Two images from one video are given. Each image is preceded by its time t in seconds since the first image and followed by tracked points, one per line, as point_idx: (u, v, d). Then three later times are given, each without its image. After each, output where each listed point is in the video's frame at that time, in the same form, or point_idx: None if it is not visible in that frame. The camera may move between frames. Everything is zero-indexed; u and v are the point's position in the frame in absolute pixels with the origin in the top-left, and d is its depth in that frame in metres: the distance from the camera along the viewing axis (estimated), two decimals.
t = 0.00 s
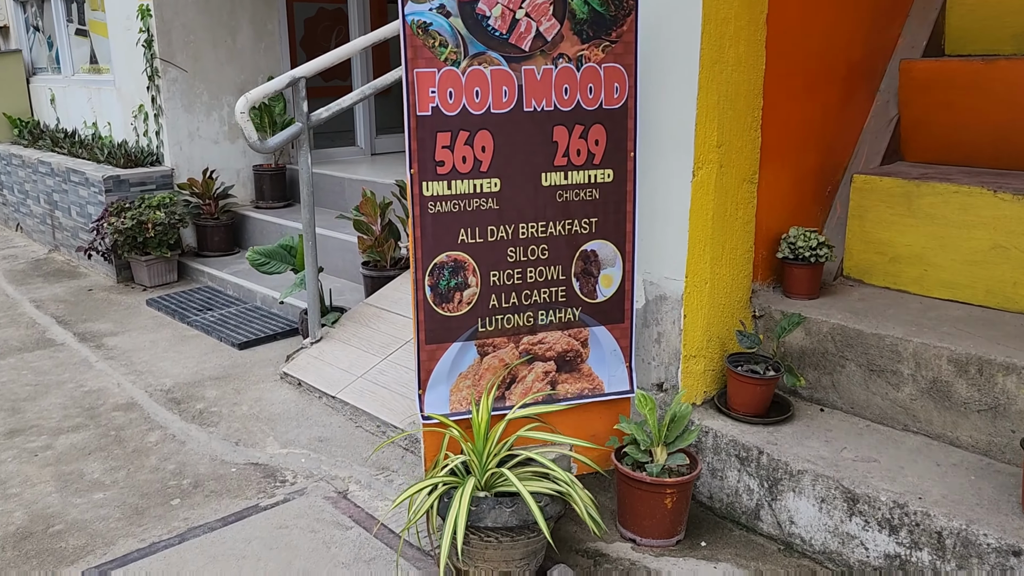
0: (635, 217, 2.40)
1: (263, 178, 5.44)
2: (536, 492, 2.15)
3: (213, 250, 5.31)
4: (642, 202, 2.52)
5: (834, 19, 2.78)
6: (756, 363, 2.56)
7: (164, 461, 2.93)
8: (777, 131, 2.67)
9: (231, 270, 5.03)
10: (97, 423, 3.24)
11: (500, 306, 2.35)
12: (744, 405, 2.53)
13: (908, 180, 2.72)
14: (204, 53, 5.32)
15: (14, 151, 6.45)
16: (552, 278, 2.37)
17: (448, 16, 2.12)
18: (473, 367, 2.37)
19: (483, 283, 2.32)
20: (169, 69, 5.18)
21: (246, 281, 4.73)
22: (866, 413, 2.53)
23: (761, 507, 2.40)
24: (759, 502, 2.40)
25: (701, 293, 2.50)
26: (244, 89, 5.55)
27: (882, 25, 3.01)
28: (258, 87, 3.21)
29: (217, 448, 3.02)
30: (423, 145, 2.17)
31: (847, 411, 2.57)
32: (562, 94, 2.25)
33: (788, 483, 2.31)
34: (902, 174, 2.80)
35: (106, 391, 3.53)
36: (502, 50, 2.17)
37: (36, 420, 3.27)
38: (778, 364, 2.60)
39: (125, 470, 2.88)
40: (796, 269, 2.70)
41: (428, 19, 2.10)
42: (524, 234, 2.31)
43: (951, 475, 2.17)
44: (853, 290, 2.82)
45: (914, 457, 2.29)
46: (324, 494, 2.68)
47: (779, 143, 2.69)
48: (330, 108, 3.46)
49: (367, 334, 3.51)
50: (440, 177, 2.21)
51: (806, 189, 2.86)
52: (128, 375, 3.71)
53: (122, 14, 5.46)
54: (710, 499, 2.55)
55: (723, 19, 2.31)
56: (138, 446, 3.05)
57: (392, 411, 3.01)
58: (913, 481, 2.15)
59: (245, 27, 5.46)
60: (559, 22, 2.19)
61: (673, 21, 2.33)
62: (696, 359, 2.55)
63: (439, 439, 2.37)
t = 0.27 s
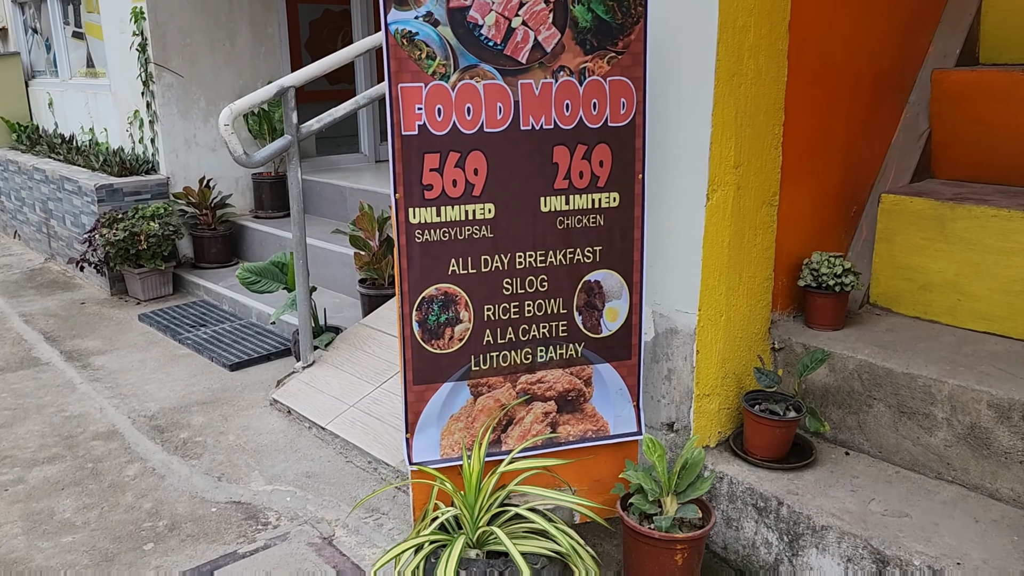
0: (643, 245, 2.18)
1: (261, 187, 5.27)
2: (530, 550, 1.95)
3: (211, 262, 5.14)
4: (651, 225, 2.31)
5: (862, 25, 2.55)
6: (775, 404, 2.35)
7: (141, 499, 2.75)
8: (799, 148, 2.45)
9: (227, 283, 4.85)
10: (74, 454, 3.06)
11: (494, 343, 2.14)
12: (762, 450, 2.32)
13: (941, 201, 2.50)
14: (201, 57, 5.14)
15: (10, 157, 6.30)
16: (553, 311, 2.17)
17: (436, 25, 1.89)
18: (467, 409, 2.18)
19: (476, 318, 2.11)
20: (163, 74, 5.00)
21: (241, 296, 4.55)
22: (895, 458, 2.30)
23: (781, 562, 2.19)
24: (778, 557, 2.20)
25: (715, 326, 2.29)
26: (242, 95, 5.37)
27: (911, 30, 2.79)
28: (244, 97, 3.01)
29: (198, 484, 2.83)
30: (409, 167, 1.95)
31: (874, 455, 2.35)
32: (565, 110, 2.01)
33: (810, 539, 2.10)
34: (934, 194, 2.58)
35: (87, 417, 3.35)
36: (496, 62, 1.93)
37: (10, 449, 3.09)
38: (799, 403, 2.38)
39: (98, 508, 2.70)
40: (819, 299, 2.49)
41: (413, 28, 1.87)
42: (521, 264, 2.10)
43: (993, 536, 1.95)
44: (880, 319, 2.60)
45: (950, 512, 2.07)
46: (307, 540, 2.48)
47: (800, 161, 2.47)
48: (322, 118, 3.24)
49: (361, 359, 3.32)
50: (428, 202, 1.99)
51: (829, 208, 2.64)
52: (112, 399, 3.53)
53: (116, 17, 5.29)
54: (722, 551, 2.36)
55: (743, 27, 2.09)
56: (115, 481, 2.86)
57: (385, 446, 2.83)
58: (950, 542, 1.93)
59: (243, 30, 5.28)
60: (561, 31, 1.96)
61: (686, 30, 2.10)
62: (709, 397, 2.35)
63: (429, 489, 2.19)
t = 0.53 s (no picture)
0: (641, 296, 2.06)
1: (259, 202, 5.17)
2: None
3: (206, 279, 5.03)
4: (650, 272, 2.20)
5: (875, 56, 2.43)
6: (783, 458, 2.22)
7: (121, 547, 2.65)
8: (809, 187, 2.33)
9: (222, 301, 4.75)
10: (55, 494, 2.97)
11: (483, 400, 2.03)
12: (767, 508, 2.19)
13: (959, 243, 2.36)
14: (198, 70, 5.04)
15: (8, 169, 6.22)
16: (546, 367, 2.06)
17: (419, 71, 1.79)
18: (456, 468, 2.06)
19: (464, 375, 2.01)
20: (159, 88, 4.91)
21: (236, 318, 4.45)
22: (909, 518, 2.16)
23: None
24: None
25: (718, 379, 2.17)
26: (241, 108, 5.26)
27: (927, 60, 2.67)
28: (229, 127, 2.93)
29: (181, 530, 2.73)
30: (392, 219, 1.85)
31: (887, 513, 2.21)
32: (557, 157, 1.92)
33: None
34: (952, 234, 2.44)
35: (71, 452, 3.27)
36: (483, 108, 1.84)
37: None
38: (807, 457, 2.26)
39: (77, 558, 2.59)
40: (829, 344, 2.36)
41: (394, 74, 1.78)
42: (511, 318, 2.00)
43: None
44: (893, 365, 2.47)
45: None
46: None
47: (810, 201, 2.35)
48: (312, 146, 3.14)
49: (354, 393, 3.21)
50: (412, 256, 1.89)
51: (841, 246, 2.52)
52: (98, 432, 3.44)
53: (112, 29, 5.19)
54: None
55: (748, 66, 1.97)
56: (95, 525, 2.76)
57: (375, 490, 2.72)
58: None
59: (241, 42, 5.17)
60: (552, 75, 1.86)
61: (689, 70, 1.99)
62: (712, 451, 2.23)
63: (416, 557, 2.10)
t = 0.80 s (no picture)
0: (647, 340, 2.01)
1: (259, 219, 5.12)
2: None
3: (206, 297, 4.98)
4: (656, 314, 2.15)
5: (885, 90, 2.39)
6: (792, 505, 2.16)
7: None
8: (818, 225, 2.28)
9: (221, 321, 4.70)
10: (50, 527, 2.92)
11: (484, 447, 1.98)
12: (775, 556, 2.12)
13: (972, 282, 2.30)
14: (198, 87, 5.00)
15: (8, 183, 6.18)
16: (548, 413, 2.00)
17: (421, 116, 1.76)
18: (456, 517, 2.01)
19: (465, 423, 1.95)
20: (159, 105, 4.87)
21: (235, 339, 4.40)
22: (921, 568, 2.10)
23: None
24: None
25: (726, 424, 2.12)
26: (240, 124, 5.22)
27: (937, 91, 2.63)
28: (228, 156, 2.89)
29: (176, 567, 2.67)
30: (392, 266, 1.81)
31: (898, 562, 2.15)
32: (561, 201, 1.87)
33: None
34: (964, 271, 2.39)
35: (67, 482, 3.22)
36: (485, 152, 1.80)
37: None
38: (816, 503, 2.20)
39: None
40: (838, 386, 2.30)
41: (395, 120, 1.75)
42: (514, 364, 1.95)
43: None
44: (905, 406, 2.41)
45: None
46: None
47: (820, 239, 2.30)
48: (311, 173, 3.11)
49: (352, 423, 3.16)
50: (413, 303, 1.85)
51: (852, 283, 2.47)
52: (94, 460, 3.39)
53: (112, 45, 5.15)
54: None
55: (755, 107, 1.93)
56: (89, 562, 2.71)
57: (372, 528, 2.68)
58: None
59: (242, 58, 5.14)
60: (556, 118, 1.82)
61: (696, 112, 1.94)
62: (720, 497, 2.17)
63: None
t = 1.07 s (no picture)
0: (655, 359, 1.99)
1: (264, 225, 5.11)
2: None
3: (211, 302, 4.97)
4: (664, 331, 2.13)
5: (897, 103, 2.36)
6: (802, 525, 2.14)
7: None
8: (829, 240, 2.25)
9: (226, 327, 4.69)
10: (54, 538, 2.91)
11: (491, 467, 1.96)
12: None
13: (985, 298, 2.27)
14: (204, 92, 4.99)
15: (14, 186, 6.18)
16: (555, 432, 1.98)
17: (427, 135, 1.74)
18: (461, 536, 1.98)
19: (471, 442, 1.93)
20: (164, 110, 4.86)
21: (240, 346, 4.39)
22: None
23: None
24: None
25: (735, 442, 2.10)
26: (246, 129, 5.21)
27: (949, 103, 2.60)
28: (233, 167, 2.87)
29: None
30: (397, 285, 1.79)
31: None
32: (568, 219, 1.85)
33: None
34: (976, 287, 2.36)
35: (71, 491, 3.21)
36: (492, 170, 1.78)
37: None
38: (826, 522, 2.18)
39: None
40: (849, 403, 2.26)
41: (401, 138, 1.73)
42: (520, 383, 1.93)
43: None
44: (915, 423, 2.38)
45: None
46: None
47: (831, 254, 2.27)
48: (317, 183, 3.09)
49: (358, 434, 3.14)
50: (418, 322, 1.83)
51: (862, 297, 2.44)
52: (99, 469, 3.38)
53: (118, 49, 5.15)
54: None
55: (766, 124, 1.91)
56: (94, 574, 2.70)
57: (377, 542, 2.66)
58: None
59: (248, 63, 5.12)
60: (564, 135, 1.80)
61: (705, 129, 1.92)
62: (728, 516, 2.15)
63: None
